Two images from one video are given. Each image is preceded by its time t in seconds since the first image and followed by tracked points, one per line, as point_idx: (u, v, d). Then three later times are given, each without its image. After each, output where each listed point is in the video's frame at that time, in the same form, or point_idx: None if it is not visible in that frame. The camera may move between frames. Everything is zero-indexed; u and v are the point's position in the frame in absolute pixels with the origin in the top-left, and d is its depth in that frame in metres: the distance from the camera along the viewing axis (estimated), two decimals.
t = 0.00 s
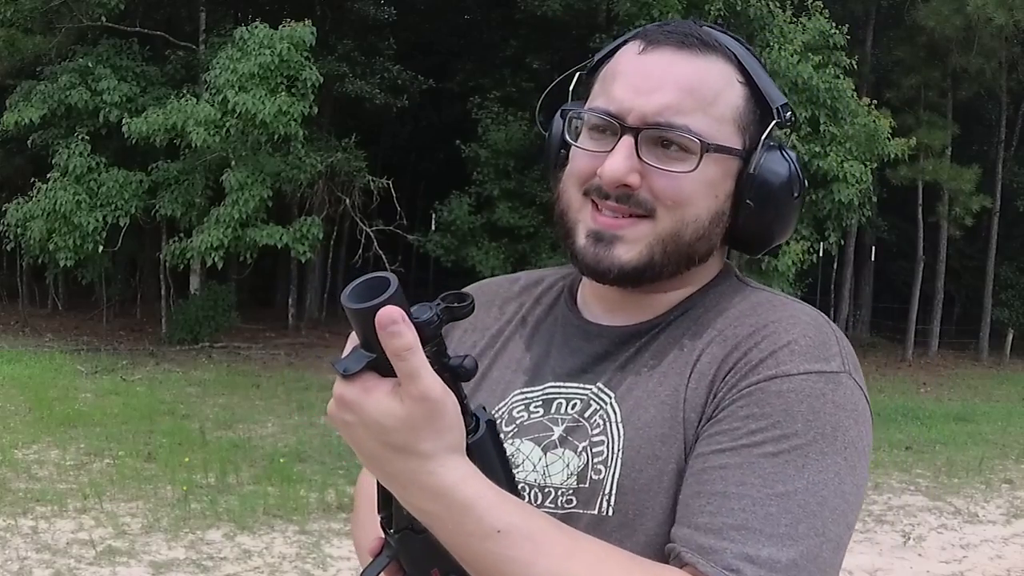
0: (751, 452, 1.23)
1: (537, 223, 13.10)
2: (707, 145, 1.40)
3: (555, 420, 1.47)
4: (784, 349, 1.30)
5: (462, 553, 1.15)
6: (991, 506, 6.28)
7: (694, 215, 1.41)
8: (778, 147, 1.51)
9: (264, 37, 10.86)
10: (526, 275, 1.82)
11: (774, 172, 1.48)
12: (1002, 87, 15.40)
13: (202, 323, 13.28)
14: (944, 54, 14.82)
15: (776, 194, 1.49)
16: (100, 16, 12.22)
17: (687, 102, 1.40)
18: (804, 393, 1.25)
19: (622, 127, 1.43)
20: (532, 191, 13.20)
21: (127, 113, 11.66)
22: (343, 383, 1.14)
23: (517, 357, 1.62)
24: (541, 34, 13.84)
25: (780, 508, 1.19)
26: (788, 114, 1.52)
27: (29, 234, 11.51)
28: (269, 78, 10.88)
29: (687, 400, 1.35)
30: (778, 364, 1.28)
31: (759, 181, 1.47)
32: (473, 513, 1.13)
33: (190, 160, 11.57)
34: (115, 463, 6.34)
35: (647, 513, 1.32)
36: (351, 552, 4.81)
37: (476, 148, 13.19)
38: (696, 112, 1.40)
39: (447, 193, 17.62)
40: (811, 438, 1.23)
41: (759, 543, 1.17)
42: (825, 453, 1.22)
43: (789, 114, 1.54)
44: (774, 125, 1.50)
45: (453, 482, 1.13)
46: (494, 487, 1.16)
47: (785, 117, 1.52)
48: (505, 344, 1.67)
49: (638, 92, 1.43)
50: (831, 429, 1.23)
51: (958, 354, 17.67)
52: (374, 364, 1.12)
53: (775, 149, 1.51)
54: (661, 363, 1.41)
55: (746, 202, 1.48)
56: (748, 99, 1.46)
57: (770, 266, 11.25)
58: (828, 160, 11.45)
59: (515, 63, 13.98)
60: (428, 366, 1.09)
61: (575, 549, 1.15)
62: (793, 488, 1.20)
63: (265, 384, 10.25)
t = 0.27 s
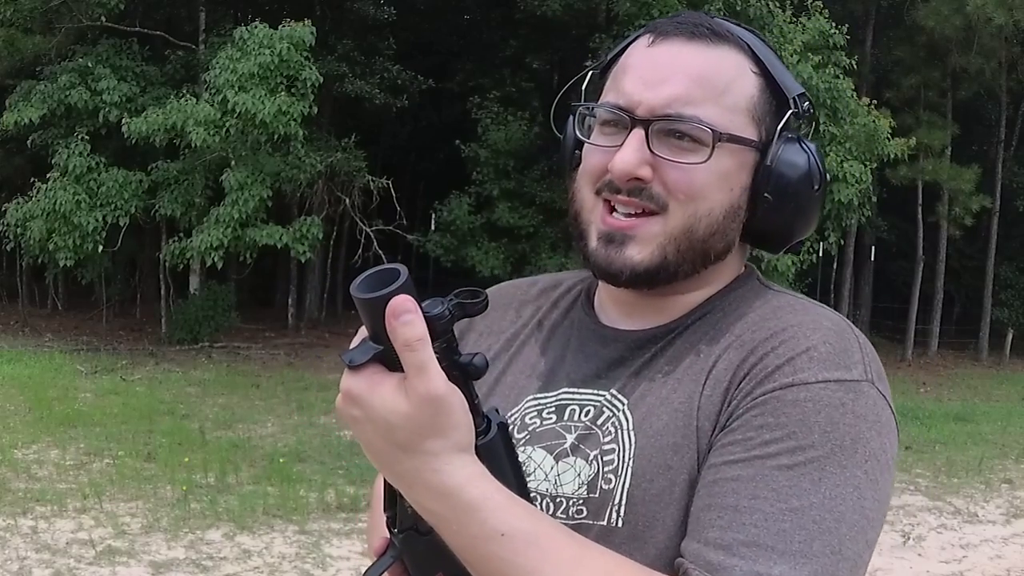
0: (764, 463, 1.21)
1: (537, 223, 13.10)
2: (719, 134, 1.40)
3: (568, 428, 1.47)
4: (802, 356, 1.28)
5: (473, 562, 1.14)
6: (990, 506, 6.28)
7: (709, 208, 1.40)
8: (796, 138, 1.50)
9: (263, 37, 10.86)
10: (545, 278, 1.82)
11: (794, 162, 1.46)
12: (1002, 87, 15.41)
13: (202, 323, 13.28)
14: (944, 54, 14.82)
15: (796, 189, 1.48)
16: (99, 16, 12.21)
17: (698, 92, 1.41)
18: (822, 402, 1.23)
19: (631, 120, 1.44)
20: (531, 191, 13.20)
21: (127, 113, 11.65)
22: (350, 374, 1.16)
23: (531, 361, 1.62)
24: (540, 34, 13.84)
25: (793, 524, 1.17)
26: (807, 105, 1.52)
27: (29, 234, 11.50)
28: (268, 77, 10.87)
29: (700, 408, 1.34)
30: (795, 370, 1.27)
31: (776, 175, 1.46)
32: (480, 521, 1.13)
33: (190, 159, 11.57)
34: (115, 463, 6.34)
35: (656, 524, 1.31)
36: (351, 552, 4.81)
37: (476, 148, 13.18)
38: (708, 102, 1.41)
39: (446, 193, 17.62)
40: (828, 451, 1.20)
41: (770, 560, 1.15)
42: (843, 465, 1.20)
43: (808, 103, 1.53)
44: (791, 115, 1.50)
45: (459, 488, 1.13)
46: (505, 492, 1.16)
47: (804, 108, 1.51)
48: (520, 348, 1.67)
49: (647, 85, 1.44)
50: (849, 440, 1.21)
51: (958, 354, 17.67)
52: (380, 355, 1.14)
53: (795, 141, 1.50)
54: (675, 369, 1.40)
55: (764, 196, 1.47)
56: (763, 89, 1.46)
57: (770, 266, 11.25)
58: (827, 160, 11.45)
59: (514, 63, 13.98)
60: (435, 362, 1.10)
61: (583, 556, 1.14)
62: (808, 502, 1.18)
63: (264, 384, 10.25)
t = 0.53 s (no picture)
0: (771, 484, 1.22)
1: (536, 223, 13.10)
2: (732, 132, 1.40)
3: (575, 434, 1.46)
4: (813, 373, 1.27)
5: None
6: (990, 506, 6.28)
7: (719, 208, 1.40)
8: (812, 136, 1.50)
9: (263, 37, 10.86)
10: (560, 281, 1.83)
11: (808, 161, 1.47)
12: (1001, 87, 15.41)
13: (202, 323, 13.28)
14: (943, 54, 14.82)
15: (811, 187, 1.48)
16: (99, 16, 12.22)
17: (712, 88, 1.41)
18: (833, 422, 1.22)
19: (642, 117, 1.43)
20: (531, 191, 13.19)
21: (127, 113, 11.66)
22: (351, 380, 1.16)
23: (542, 365, 1.62)
24: (540, 34, 13.84)
25: (798, 549, 1.17)
26: (822, 102, 1.53)
27: (29, 233, 11.50)
28: (268, 77, 10.87)
29: (707, 421, 1.33)
30: (805, 389, 1.26)
31: (792, 173, 1.46)
32: (477, 541, 1.13)
33: (190, 159, 11.57)
34: (114, 463, 6.34)
35: (659, 539, 1.31)
36: (351, 552, 4.81)
37: (475, 148, 13.18)
38: (722, 98, 1.41)
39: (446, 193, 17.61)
40: (837, 473, 1.20)
41: None
42: (853, 489, 1.19)
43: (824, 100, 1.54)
44: (806, 112, 1.50)
45: (456, 505, 1.13)
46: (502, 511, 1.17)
47: (819, 105, 1.52)
48: (532, 351, 1.67)
49: (658, 82, 1.44)
50: (860, 462, 1.20)
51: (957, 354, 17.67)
52: (385, 362, 1.14)
53: (811, 138, 1.51)
54: (684, 378, 1.40)
55: (779, 194, 1.47)
56: (777, 86, 1.46)
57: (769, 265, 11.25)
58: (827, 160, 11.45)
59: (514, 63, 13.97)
60: (431, 371, 1.10)
61: (584, 574, 1.15)
62: (815, 526, 1.18)
63: (264, 384, 10.24)
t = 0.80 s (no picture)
0: (771, 481, 1.21)
1: (536, 223, 13.09)
2: (730, 131, 1.40)
3: (574, 434, 1.46)
4: (811, 369, 1.28)
5: None
6: (990, 506, 6.28)
7: (716, 209, 1.40)
8: (810, 135, 1.50)
9: (263, 37, 10.86)
10: (559, 283, 1.83)
11: (806, 161, 1.47)
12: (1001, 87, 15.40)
13: (202, 323, 13.28)
14: (943, 54, 14.82)
15: (810, 187, 1.48)
16: (99, 16, 12.22)
17: (711, 88, 1.41)
18: (831, 418, 1.22)
19: (639, 118, 1.43)
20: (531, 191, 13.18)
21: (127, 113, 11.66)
22: (345, 385, 1.16)
23: (542, 365, 1.62)
24: (540, 34, 13.84)
25: (800, 545, 1.17)
26: (821, 100, 1.53)
27: (28, 233, 11.49)
28: (267, 77, 10.87)
29: (705, 420, 1.33)
30: (804, 385, 1.26)
31: (792, 174, 1.46)
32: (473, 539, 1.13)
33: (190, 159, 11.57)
34: (114, 463, 6.33)
35: (657, 539, 1.31)
36: (351, 552, 4.81)
37: (475, 148, 13.18)
38: (721, 98, 1.41)
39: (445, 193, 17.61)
40: (837, 468, 1.20)
41: None
42: (853, 484, 1.19)
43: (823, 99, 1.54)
44: (804, 112, 1.51)
45: (451, 501, 1.14)
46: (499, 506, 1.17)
47: (817, 104, 1.52)
48: (530, 352, 1.67)
49: (656, 81, 1.44)
50: (861, 457, 1.20)
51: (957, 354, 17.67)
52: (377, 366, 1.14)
53: (809, 137, 1.51)
54: (682, 378, 1.40)
55: (778, 196, 1.47)
56: (775, 86, 1.46)
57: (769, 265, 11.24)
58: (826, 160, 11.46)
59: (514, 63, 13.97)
60: (423, 379, 1.11)
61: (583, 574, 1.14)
62: (815, 522, 1.18)
63: (264, 383, 10.24)
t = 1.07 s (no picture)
0: (762, 470, 1.20)
1: (536, 223, 13.09)
2: (719, 132, 1.40)
3: (566, 431, 1.47)
4: (802, 362, 1.27)
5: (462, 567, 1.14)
6: (990, 506, 6.27)
7: (706, 207, 1.40)
8: (799, 135, 1.50)
9: (263, 37, 10.86)
10: (551, 282, 1.83)
11: (794, 160, 1.46)
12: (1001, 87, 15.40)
13: (202, 323, 13.28)
14: (943, 54, 14.82)
15: (800, 187, 1.47)
16: (99, 16, 12.22)
17: (701, 88, 1.41)
18: (822, 409, 1.22)
19: (631, 117, 1.44)
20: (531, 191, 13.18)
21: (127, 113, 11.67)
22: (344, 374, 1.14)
23: (534, 364, 1.63)
24: (540, 33, 13.84)
25: (792, 533, 1.16)
26: (808, 101, 1.53)
27: (28, 233, 11.49)
28: (268, 77, 10.87)
29: (696, 414, 1.33)
30: (793, 377, 1.26)
31: (780, 173, 1.46)
32: (468, 527, 1.13)
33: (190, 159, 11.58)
34: (114, 463, 6.33)
35: (649, 531, 1.31)
36: (350, 552, 4.81)
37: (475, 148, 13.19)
38: (710, 99, 1.41)
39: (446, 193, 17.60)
40: (828, 458, 1.19)
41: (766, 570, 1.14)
42: (843, 473, 1.19)
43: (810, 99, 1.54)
44: (793, 112, 1.50)
45: (446, 489, 1.13)
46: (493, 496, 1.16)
47: (806, 104, 1.52)
48: (523, 350, 1.67)
49: (648, 82, 1.44)
50: (850, 448, 1.20)
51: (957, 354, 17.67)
52: (375, 359, 1.13)
53: (799, 138, 1.50)
54: (674, 373, 1.40)
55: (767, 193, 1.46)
56: (764, 87, 1.46)
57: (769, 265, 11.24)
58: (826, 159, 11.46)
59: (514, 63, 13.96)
60: (428, 367, 1.10)
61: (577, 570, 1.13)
62: (807, 511, 1.17)
63: (264, 383, 10.23)
